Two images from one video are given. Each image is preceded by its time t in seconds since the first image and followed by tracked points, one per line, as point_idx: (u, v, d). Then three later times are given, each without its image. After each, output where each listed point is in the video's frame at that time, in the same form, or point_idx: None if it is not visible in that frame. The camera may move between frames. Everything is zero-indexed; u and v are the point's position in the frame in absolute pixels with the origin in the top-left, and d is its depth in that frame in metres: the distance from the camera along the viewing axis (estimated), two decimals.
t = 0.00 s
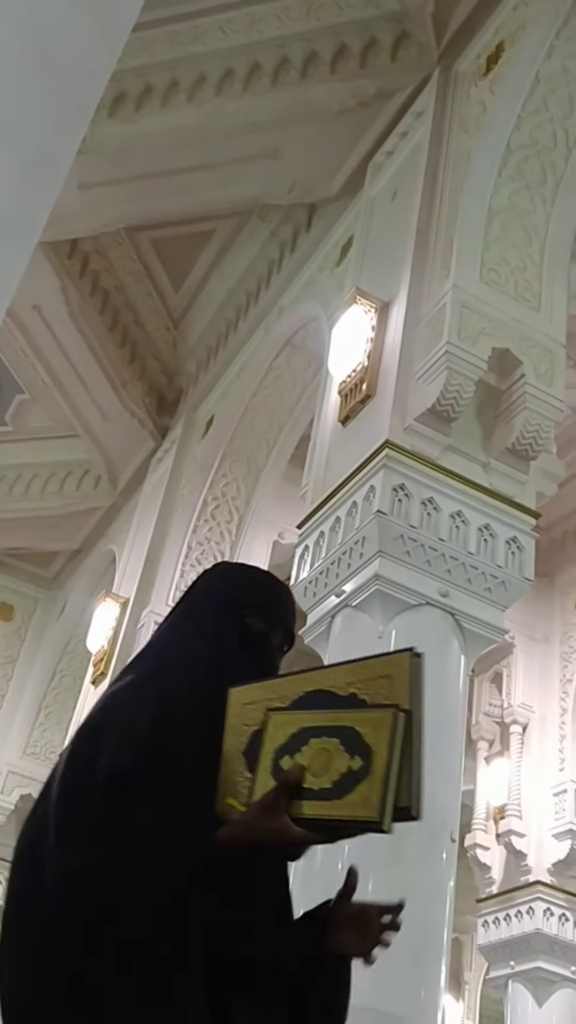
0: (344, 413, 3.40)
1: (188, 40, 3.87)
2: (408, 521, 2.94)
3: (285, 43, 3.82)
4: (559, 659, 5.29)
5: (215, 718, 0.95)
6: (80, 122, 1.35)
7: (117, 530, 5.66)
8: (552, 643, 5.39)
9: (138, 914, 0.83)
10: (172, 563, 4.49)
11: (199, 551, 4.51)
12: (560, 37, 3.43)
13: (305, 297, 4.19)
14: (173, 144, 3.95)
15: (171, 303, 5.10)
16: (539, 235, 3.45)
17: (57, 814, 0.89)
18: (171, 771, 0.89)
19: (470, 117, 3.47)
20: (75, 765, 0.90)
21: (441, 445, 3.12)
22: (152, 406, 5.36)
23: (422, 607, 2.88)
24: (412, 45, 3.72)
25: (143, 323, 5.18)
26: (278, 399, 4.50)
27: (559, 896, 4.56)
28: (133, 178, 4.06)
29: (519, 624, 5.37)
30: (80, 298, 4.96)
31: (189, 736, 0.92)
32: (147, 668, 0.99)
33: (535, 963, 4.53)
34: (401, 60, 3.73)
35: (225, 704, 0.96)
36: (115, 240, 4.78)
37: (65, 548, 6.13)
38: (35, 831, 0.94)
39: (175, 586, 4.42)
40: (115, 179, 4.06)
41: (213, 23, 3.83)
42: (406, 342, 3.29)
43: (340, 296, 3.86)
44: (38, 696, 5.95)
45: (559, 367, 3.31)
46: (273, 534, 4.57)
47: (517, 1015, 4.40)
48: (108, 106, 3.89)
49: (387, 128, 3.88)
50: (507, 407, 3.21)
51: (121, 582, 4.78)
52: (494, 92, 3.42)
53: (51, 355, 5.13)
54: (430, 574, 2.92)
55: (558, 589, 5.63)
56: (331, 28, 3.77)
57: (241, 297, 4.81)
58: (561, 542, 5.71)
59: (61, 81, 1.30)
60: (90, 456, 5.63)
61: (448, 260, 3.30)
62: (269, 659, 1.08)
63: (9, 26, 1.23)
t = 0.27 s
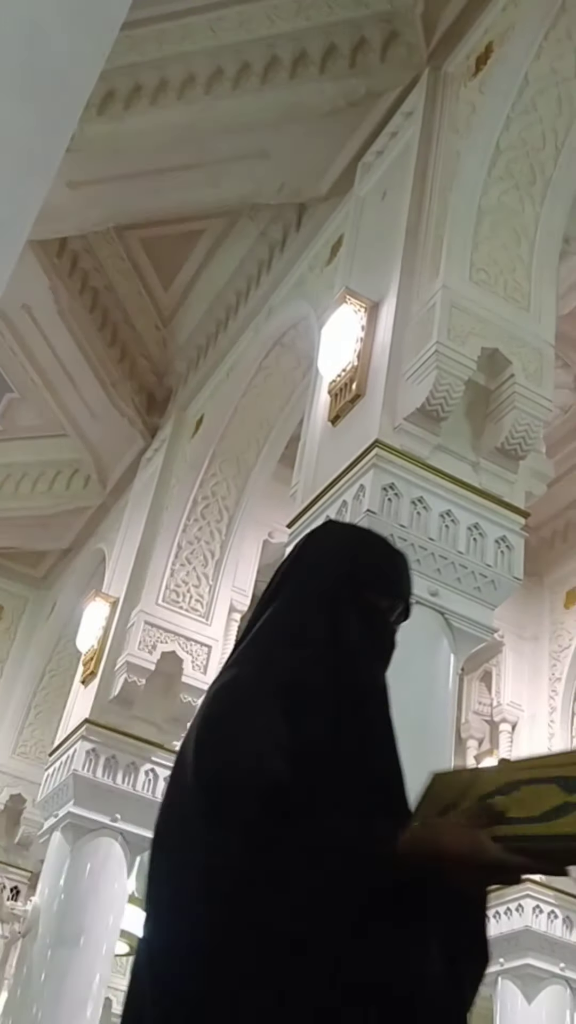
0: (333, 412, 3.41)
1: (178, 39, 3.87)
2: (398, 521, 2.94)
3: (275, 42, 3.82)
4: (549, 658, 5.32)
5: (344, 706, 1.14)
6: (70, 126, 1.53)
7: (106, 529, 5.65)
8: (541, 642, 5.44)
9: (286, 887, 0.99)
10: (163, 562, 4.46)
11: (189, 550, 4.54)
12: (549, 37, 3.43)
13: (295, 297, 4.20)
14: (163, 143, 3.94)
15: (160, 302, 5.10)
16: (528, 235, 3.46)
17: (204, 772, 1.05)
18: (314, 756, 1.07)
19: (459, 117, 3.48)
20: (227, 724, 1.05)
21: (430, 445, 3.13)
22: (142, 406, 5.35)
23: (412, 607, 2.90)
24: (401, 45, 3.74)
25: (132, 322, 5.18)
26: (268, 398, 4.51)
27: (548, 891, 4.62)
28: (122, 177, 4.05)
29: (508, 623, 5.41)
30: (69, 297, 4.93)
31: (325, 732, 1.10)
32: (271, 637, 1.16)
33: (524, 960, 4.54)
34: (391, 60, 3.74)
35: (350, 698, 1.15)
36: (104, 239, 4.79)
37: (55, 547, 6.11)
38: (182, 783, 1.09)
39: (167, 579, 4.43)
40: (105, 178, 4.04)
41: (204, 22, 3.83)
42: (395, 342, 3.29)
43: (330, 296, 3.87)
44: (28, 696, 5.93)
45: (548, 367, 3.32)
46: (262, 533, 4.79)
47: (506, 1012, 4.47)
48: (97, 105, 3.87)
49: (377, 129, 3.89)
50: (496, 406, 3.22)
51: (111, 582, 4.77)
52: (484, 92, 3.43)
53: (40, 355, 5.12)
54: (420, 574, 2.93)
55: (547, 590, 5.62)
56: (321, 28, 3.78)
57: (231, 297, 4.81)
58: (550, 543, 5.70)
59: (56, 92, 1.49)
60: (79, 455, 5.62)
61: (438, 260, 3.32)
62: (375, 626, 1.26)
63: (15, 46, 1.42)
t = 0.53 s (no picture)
0: (322, 412, 3.40)
1: (168, 37, 3.86)
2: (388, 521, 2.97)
3: (265, 40, 3.82)
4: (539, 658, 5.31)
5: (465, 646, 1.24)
6: (69, 108, 1.65)
7: (97, 529, 5.64)
8: (531, 642, 5.40)
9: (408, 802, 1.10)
10: (152, 562, 4.46)
11: (178, 550, 4.53)
12: (538, 36, 3.43)
13: (284, 295, 4.20)
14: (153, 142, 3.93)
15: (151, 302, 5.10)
16: (518, 234, 3.46)
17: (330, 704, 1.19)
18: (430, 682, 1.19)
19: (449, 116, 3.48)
20: (363, 673, 1.18)
21: (420, 444, 3.13)
22: (132, 406, 5.34)
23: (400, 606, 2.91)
24: (392, 43, 3.73)
25: (122, 321, 5.17)
26: (258, 397, 4.50)
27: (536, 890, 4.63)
28: (112, 176, 4.04)
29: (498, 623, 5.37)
30: (59, 296, 4.93)
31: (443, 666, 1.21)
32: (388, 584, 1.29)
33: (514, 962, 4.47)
34: (381, 58, 3.74)
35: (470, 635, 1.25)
36: (94, 237, 4.78)
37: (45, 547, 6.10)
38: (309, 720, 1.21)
39: (157, 579, 4.43)
40: (94, 177, 4.03)
41: (193, 21, 3.83)
42: (385, 341, 3.29)
43: (319, 296, 3.86)
44: (17, 695, 5.91)
45: (538, 366, 3.31)
46: (252, 533, 4.69)
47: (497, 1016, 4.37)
48: (88, 103, 3.88)
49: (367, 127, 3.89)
50: (486, 405, 3.22)
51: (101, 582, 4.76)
52: (473, 90, 3.42)
53: (30, 355, 5.11)
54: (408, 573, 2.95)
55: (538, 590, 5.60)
56: (311, 26, 3.78)
57: (221, 295, 4.80)
58: (540, 544, 5.67)
59: (52, 77, 1.62)
60: (69, 454, 5.61)
61: (427, 260, 3.31)
62: (490, 582, 1.35)
63: (8, 48, 1.56)
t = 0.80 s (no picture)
0: (312, 411, 3.41)
1: (156, 36, 3.84)
2: (377, 519, 2.99)
3: (254, 39, 3.82)
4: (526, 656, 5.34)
5: None
6: (57, 105, 1.61)
7: (85, 529, 5.62)
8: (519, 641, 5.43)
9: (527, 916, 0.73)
10: (140, 561, 4.46)
11: (168, 550, 4.53)
12: (527, 36, 3.43)
13: (273, 293, 4.20)
14: (141, 140, 3.92)
15: (139, 301, 5.09)
16: (507, 234, 3.47)
17: (423, 747, 0.79)
18: None
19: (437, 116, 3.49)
20: (436, 704, 0.80)
21: (409, 443, 3.14)
22: (120, 405, 5.33)
23: (389, 604, 2.92)
24: (380, 42, 3.74)
25: (111, 321, 5.16)
26: (247, 397, 4.50)
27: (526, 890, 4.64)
28: (101, 175, 4.02)
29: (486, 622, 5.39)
30: (48, 295, 4.92)
31: None
32: (496, 564, 0.87)
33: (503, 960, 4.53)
34: (370, 58, 3.74)
35: None
36: (82, 236, 4.77)
37: (34, 547, 6.07)
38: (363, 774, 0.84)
39: (146, 578, 4.44)
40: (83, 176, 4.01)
41: (182, 20, 3.81)
42: (374, 340, 3.31)
43: (309, 295, 3.86)
44: (6, 695, 5.88)
45: (527, 365, 3.33)
46: (242, 533, 4.65)
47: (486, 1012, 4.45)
48: (76, 101, 3.87)
49: (356, 127, 3.90)
50: (474, 405, 3.23)
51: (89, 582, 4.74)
52: (462, 90, 3.44)
53: (18, 354, 5.10)
54: (397, 571, 2.96)
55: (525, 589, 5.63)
56: (300, 25, 3.77)
57: (210, 295, 4.80)
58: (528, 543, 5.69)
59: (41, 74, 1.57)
60: (58, 454, 5.59)
61: (416, 259, 3.32)
62: None
63: None
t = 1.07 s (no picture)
0: (301, 409, 3.41)
1: (145, 34, 3.81)
2: (365, 517, 3.00)
3: (242, 38, 3.79)
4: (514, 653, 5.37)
5: None
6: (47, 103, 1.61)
7: (73, 528, 5.61)
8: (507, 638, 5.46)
9: None
10: (129, 561, 4.45)
11: (157, 549, 4.52)
12: (515, 35, 3.43)
13: (262, 292, 4.20)
14: (130, 139, 3.90)
15: (128, 299, 5.08)
16: (495, 232, 3.48)
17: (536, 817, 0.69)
18: None
19: (426, 115, 3.50)
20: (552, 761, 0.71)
21: (398, 442, 3.15)
22: (108, 402, 5.32)
23: (379, 603, 2.93)
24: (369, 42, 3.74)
25: (99, 319, 5.16)
26: (236, 395, 4.51)
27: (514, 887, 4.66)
28: (90, 174, 4.00)
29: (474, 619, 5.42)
30: (36, 294, 4.90)
31: None
32: None
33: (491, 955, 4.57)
34: (359, 57, 3.75)
35: None
36: (71, 234, 4.76)
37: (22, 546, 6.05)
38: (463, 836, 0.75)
39: (134, 578, 4.42)
40: (72, 174, 3.98)
41: (171, 18, 3.78)
42: (363, 339, 3.31)
43: (298, 294, 3.87)
44: None
45: (515, 364, 3.34)
46: (231, 533, 4.68)
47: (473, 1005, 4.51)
48: (63, 99, 3.80)
49: (345, 126, 3.90)
50: (462, 403, 3.24)
51: (78, 581, 4.73)
52: (450, 89, 3.45)
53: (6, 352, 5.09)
54: (386, 569, 2.97)
55: (512, 586, 5.66)
56: (288, 24, 3.76)
57: (199, 293, 4.80)
58: (515, 541, 5.72)
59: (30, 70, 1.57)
60: (46, 452, 5.58)
61: (405, 258, 3.33)
62: None
63: None
